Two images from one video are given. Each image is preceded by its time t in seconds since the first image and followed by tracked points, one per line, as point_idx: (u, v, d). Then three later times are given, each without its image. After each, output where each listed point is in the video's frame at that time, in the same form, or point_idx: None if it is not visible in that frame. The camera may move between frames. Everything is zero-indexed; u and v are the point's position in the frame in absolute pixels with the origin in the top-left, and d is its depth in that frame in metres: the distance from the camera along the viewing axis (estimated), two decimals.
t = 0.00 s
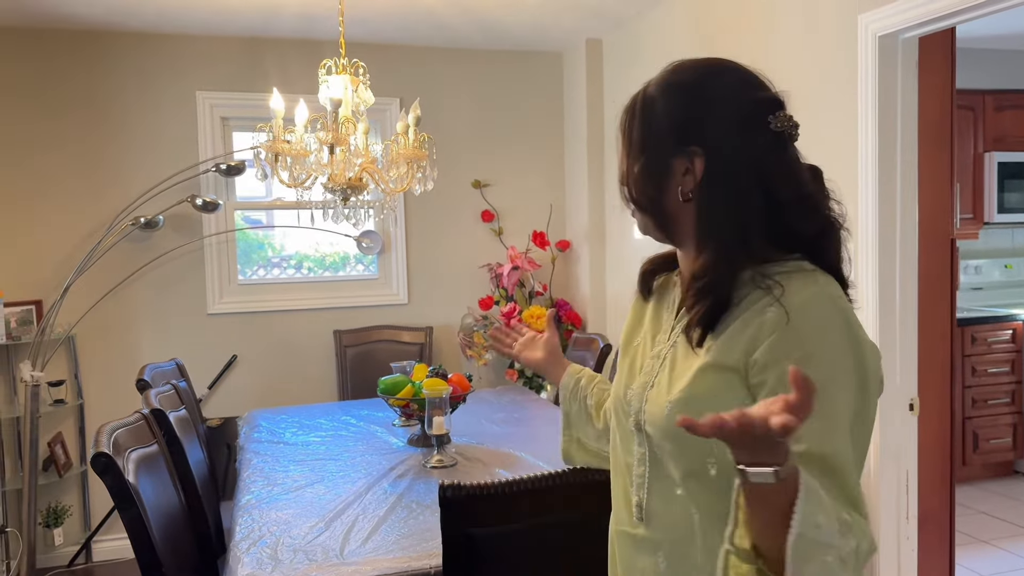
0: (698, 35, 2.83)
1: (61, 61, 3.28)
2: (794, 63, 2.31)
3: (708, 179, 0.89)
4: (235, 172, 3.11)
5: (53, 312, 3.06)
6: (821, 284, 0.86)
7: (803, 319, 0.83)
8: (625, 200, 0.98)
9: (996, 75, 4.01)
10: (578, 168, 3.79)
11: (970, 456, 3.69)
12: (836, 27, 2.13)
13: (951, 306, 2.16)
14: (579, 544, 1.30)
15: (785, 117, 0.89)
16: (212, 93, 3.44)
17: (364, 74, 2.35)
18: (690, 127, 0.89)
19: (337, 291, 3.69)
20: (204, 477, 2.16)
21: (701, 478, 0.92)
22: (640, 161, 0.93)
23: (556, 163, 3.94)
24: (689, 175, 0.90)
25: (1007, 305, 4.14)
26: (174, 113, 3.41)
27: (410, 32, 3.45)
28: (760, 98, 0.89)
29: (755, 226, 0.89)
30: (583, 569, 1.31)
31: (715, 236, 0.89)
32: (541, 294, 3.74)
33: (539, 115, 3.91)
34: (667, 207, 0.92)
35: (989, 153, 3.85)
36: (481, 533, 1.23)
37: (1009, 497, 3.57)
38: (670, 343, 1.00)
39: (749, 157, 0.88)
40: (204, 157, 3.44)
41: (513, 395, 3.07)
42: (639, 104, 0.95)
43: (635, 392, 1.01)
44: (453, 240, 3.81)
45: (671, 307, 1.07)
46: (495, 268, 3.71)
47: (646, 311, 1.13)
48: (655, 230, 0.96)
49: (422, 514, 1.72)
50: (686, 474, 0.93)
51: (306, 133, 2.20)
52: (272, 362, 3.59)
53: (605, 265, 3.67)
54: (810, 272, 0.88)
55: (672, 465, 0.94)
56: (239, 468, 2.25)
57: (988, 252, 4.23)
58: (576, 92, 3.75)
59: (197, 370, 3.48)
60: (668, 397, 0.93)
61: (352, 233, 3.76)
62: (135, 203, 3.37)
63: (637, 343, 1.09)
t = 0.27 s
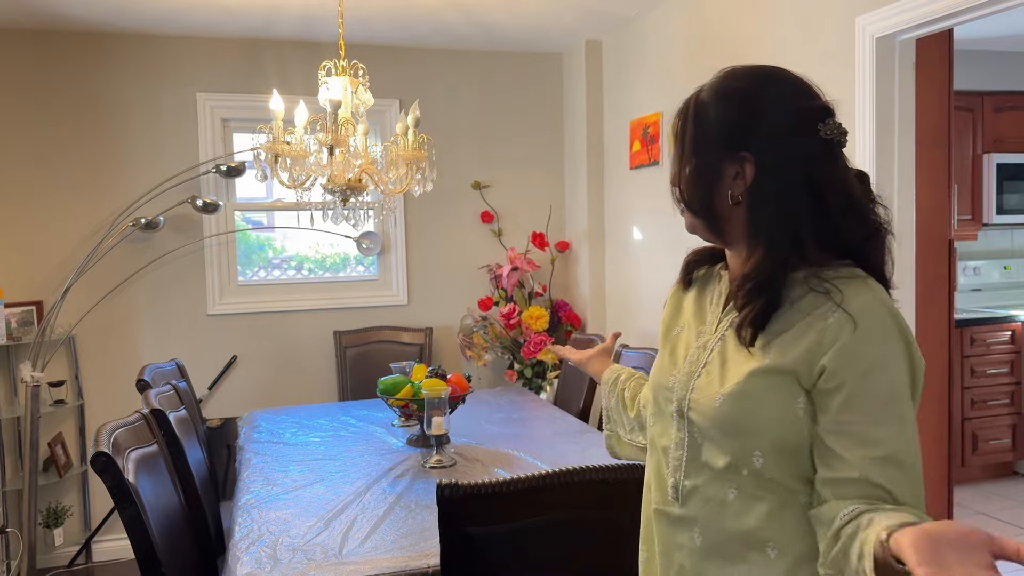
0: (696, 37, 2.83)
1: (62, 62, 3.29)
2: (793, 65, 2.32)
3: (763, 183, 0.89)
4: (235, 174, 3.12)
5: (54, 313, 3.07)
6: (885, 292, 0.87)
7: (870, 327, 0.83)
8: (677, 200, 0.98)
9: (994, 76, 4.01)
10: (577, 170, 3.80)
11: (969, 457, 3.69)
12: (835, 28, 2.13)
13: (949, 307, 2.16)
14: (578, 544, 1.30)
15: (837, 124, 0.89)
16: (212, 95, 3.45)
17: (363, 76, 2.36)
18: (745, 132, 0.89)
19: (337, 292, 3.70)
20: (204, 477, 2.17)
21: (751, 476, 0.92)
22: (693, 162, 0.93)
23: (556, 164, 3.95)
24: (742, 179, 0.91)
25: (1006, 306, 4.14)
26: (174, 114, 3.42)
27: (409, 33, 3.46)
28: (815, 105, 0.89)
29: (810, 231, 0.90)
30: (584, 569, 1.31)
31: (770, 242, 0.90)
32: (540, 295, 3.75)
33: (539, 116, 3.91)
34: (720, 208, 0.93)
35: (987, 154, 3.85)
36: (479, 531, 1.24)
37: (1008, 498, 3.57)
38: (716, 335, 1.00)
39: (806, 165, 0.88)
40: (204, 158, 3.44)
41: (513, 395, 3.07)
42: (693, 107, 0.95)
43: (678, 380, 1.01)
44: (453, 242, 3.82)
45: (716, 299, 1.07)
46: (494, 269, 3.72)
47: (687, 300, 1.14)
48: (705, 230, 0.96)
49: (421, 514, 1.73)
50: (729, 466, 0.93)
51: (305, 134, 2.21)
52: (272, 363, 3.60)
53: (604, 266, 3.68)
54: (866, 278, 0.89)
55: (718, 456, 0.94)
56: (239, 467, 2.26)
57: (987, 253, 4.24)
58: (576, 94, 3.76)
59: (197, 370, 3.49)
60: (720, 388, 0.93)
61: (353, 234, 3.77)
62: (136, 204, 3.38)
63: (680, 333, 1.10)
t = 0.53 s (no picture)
0: (691, 38, 2.85)
1: (59, 62, 3.29)
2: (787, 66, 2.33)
3: (796, 177, 0.91)
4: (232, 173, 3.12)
5: (50, 312, 3.07)
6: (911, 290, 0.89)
7: (896, 320, 0.85)
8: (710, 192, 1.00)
9: (989, 77, 4.03)
10: (573, 170, 3.81)
11: (964, 457, 3.71)
12: (829, 30, 2.15)
13: (942, 306, 2.17)
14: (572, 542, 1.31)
15: (872, 122, 0.91)
16: (209, 95, 3.45)
17: (359, 76, 2.37)
18: (782, 125, 0.91)
19: (334, 292, 3.70)
20: (201, 476, 2.17)
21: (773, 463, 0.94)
22: (727, 155, 0.95)
23: (552, 165, 3.96)
24: (777, 173, 0.92)
25: (1001, 306, 4.16)
26: (171, 114, 3.42)
27: (406, 34, 3.47)
28: (851, 103, 0.91)
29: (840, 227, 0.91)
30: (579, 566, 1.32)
31: (803, 236, 0.91)
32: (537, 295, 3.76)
33: (535, 116, 3.92)
34: (753, 200, 0.94)
35: (982, 155, 3.87)
36: (474, 528, 1.24)
37: (1002, 497, 3.58)
38: (743, 326, 1.01)
39: (839, 160, 0.90)
40: (201, 158, 3.45)
41: (510, 395, 3.08)
42: (730, 100, 0.96)
43: (704, 368, 1.03)
44: (449, 242, 3.82)
45: (741, 291, 1.09)
46: (491, 269, 3.73)
47: (714, 291, 1.16)
48: (735, 223, 0.98)
49: (417, 512, 1.74)
50: (750, 451, 0.95)
51: (302, 133, 2.21)
52: (269, 363, 3.60)
53: (601, 266, 3.69)
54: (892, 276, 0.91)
55: (739, 442, 0.96)
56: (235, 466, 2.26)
57: (981, 253, 4.25)
58: (572, 94, 3.77)
59: (194, 370, 3.50)
60: (746, 377, 0.95)
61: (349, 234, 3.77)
62: (133, 203, 3.38)
63: (706, 323, 1.11)
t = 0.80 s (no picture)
0: (684, 36, 2.85)
1: (51, 59, 3.28)
2: (780, 64, 2.34)
3: (819, 172, 0.90)
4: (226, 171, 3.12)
5: (43, 309, 3.06)
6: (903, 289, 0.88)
7: (879, 320, 0.85)
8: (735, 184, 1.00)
9: (980, 76, 4.05)
10: (567, 168, 3.81)
11: (955, 454, 3.73)
12: (821, 28, 2.15)
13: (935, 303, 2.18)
14: (564, 538, 1.31)
15: (898, 120, 0.90)
16: (202, 92, 3.44)
17: (353, 74, 2.37)
18: (809, 120, 0.90)
19: (327, 289, 3.70)
20: (194, 474, 2.17)
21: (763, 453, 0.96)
22: (753, 147, 0.94)
23: (546, 162, 3.96)
24: (799, 168, 0.92)
25: (992, 304, 4.18)
26: (164, 111, 3.42)
27: (399, 31, 3.46)
28: (879, 101, 0.90)
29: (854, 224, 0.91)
30: (570, 558, 1.33)
31: (815, 231, 0.91)
32: (531, 293, 3.76)
33: (529, 114, 3.92)
34: (774, 195, 0.94)
35: (974, 154, 3.88)
36: (466, 525, 1.24)
37: (993, 494, 3.61)
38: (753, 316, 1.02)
39: (861, 158, 0.89)
40: (194, 155, 3.44)
41: (503, 393, 3.08)
42: (760, 92, 0.95)
43: (716, 354, 1.05)
44: (443, 240, 3.82)
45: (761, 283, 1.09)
46: (485, 267, 3.73)
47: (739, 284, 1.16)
48: (757, 215, 0.98)
49: (411, 510, 1.74)
50: (745, 438, 0.97)
51: (295, 131, 2.20)
52: (262, 361, 3.60)
53: (594, 264, 3.69)
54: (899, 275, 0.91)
55: (736, 430, 0.98)
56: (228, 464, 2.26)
57: (973, 252, 4.27)
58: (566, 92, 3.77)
59: (187, 368, 3.49)
60: (743, 365, 0.97)
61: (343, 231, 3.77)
62: (125, 200, 3.37)
63: (726, 313, 1.13)
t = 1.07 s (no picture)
0: (674, 35, 2.86)
1: (39, 54, 3.26)
2: (770, 63, 2.35)
3: (832, 171, 0.91)
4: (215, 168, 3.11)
5: (31, 307, 3.05)
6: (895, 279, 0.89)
7: (870, 308, 0.87)
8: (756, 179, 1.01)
9: (968, 77, 4.08)
10: (558, 165, 3.81)
11: (943, 451, 3.76)
12: (811, 28, 2.16)
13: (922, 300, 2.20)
14: (553, 535, 1.31)
15: (915, 128, 0.91)
16: (192, 88, 3.43)
17: (343, 71, 2.37)
18: (829, 120, 0.91)
19: (318, 287, 3.69)
20: (183, 471, 2.17)
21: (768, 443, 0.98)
22: (776, 143, 0.96)
23: (536, 160, 3.97)
24: (815, 166, 0.93)
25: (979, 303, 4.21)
26: (153, 108, 3.40)
27: (390, 28, 3.46)
28: (898, 110, 0.91)
29: (862, 223, 0.92)
30: (560, 554, 1.33)
31: (820, 225, 0.93)
32: (521, 290, 3.76)
33: (520, 111, 3.92)
34: (789, 189, 0.96)
35: (962, 153, 3.91)
36: (455, 522, 1.25)
37: (980, 491, 3.64)
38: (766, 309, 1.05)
39: (875, 161, 0.90)
40: (184, 152, 3.43)
41: (494, 390, 3.09)
42: (789, 91, 0.97)
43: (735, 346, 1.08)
44: (433, 237, 3.82)
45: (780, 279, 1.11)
46: (476, 265, 3.73)
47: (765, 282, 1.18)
48: (776, 210, 1.01)
49: (400, 507, 1.74)
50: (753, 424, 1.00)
51: (285, 127, 2.20)
52: (253, 358, 3.59)
53: (585, 262, 3.70)
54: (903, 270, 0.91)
55: (745, 417, 1.01)
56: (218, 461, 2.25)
57: (960, 250, 4.30)
58: (557, 90, 3.78)
59: (177, 365, 3.48)
60: (749, 354, 1.00)
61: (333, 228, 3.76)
62: (114, 197, 3.36)
63: (747, 307, 1.15)
